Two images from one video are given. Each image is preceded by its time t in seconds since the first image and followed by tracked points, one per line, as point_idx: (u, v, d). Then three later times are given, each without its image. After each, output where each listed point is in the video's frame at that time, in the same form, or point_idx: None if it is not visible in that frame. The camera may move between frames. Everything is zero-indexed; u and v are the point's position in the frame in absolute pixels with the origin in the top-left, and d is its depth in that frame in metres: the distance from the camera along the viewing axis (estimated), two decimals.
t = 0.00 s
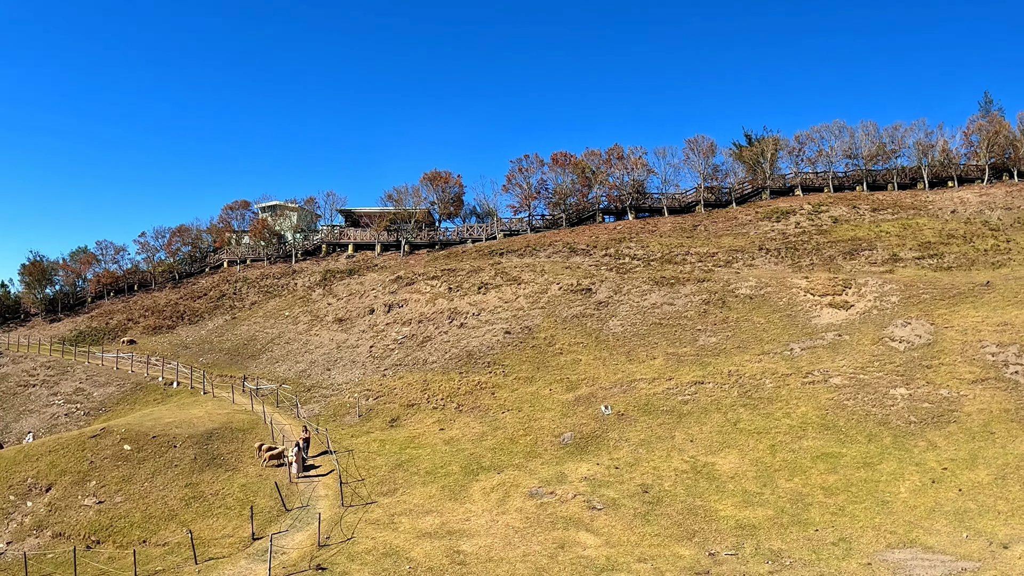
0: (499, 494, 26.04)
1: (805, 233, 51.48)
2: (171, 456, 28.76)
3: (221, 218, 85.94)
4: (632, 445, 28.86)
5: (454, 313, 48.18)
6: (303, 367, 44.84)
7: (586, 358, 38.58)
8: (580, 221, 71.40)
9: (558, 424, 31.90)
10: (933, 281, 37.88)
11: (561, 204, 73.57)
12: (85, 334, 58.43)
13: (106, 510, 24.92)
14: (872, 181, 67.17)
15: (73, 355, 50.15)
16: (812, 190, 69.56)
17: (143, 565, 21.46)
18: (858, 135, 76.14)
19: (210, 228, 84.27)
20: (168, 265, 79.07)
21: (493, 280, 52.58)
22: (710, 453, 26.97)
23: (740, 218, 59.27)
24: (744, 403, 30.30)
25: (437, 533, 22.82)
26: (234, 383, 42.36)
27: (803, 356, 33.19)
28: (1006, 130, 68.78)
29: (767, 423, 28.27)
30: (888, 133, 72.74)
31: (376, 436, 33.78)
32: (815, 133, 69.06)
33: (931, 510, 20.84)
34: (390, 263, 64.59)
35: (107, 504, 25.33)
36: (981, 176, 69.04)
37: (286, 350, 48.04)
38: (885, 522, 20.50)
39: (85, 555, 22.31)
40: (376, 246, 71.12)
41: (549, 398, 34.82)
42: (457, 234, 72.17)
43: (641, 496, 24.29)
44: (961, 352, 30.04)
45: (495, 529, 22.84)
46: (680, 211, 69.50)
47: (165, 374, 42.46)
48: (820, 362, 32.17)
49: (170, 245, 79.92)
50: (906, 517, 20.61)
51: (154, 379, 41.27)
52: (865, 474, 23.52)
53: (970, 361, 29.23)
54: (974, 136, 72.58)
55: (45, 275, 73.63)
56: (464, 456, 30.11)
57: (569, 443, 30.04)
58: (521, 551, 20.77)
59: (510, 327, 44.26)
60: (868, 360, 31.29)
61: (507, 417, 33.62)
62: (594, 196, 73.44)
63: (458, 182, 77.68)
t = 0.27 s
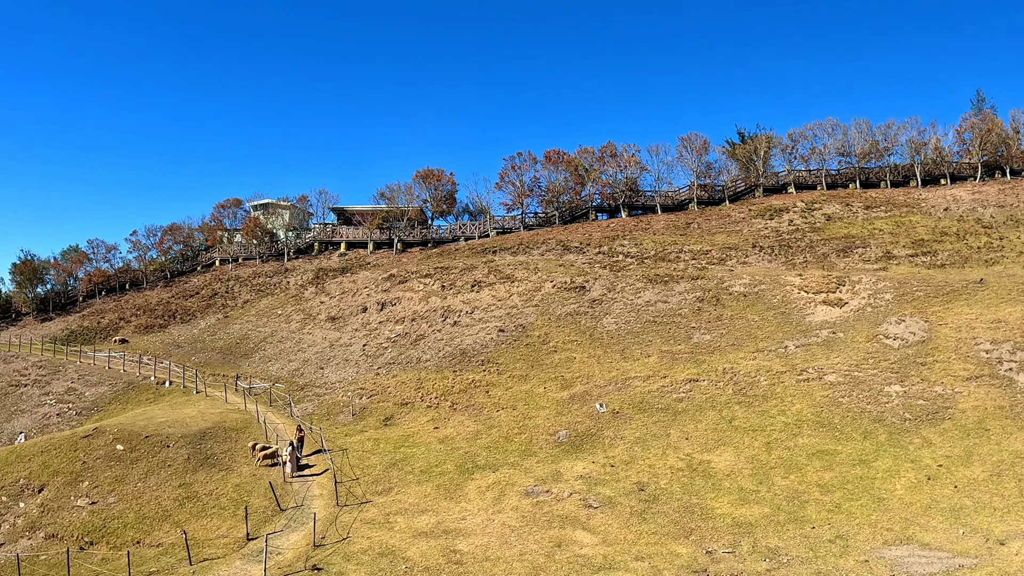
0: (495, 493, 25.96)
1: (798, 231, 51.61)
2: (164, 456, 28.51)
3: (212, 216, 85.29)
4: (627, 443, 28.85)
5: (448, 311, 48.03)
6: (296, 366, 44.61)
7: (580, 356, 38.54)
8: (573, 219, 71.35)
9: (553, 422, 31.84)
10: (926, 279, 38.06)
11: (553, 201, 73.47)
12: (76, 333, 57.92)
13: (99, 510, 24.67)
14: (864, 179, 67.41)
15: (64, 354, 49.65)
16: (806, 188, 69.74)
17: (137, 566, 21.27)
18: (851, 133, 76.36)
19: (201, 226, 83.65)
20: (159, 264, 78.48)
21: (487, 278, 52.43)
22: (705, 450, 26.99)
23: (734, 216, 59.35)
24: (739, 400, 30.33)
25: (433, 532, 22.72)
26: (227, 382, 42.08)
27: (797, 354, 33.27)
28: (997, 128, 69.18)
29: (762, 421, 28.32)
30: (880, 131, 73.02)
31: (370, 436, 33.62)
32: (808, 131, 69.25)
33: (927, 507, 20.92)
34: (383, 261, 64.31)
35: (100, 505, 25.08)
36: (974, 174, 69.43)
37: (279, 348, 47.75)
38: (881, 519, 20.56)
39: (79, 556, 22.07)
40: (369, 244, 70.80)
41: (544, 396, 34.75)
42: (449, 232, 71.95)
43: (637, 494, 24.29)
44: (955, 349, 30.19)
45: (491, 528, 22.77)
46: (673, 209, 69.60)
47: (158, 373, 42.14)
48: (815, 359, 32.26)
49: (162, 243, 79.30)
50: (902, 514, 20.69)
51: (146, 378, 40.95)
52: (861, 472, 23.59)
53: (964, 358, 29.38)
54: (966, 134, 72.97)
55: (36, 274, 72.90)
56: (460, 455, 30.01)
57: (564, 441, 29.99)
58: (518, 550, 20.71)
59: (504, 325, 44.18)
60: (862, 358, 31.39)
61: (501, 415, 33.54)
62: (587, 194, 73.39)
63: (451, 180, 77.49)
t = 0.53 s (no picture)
0: (494, 492, 25.89)
1: (795, 229, 51.73)
2: (161, 456, 28.29)
3: (207, 214, 84.83)
4: (626, 441, 28.83)
5: (445, 309, 47.89)
6: (292, 365, 44.40)
7: (578, 355, 38.49)
8: (570, 217, 71.28)
9: (551, 421, 31.79)
10: (923, 277, 38.18)
11: (550, 200, 73.40)
12: (70, 332, 57.51)
13: (96, 511, 24.44)
14: (860, 177, 67.62)
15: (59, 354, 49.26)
16: (801, 186, 69.92)
17: (135, 567, 21.08)
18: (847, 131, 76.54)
19: (196, 225, 83.17)
20: (154, 262, 77.99)
21: (483, 276, 52.28)
22: (705, 448, 27.00)
23: (730, 214, 59.43)
24: (738, 399, 30.37)
25: (433, 532, 22.63)
26: (222, 381, 41.84)
27: (795, 352, 33.34)
28: (993, 127, 69.49)
29: (761, 419, 28.36)
30: (876, 129, 73.29)
31: (367, 435, 33.49)
32: (804, 129, 69.45)
33: (927, 504, 20.99)
34: (379, 259, 64.09)
35: (96, 505, 24.87)
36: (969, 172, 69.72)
37: (275, 347, 47.50)
38: (881, 516, 20.59)
39: (76, 558, 21.86)
40: (364, 242, 70.53)
41: (542, 395, 34.70)
42: (446, 230, 71.77)
43: (637, 492, 24.28)
44: (952, 347, 30.29)
45: (492, 527, 22.71)
46: (669, 207, 69.69)
47: (153, 372, 41.87)
48: (813, 357, 32.32)
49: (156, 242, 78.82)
50: (902, 511, 20.73)
51: (141, 377, 40.67)
52: (860, 469, 23.64)
53: (961, 356, 29.49)
54: (962, 132, 73.27)
55: (30, 273, 72.16)
56: (458, 454, 29.91)
57: (563, 440, 29.95)
58: (519, 549, 20.65)
59: (501, 323, 44.09)
60: (860, 356, 31.48)
61: (499, 414, 33.46)
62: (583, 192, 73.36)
63: (447, 178, 77.30)
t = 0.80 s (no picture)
0: (497, 491, 25.80)
1: (793, 228, 51.79)
2: (160, 457, 28.10)
3: (203, 214, 84.43)
4: (628, 440, 28.77)
5: (444, 308, 47.75)
6: (290, 365, 44.17)
7: (578, 354, 38.42)
8: (568, 216, 71.19)
9: (553, 420, 31.71)
10: (922, 276, 38.26)
11: (548, 199, 73.30)
12: (66, 333, 57.13)
13: (95, 513, 24.24)
14: (858, 176, 67.76)
15: (55, 354, 48.91)
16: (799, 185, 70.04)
17: (135, 570, 20.89)
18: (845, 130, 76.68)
19: (193, 224, 82.76)
20: (150, 262, 77.56)
21: (482, 276, 52.14)
22: (707, 447, 26.99)
23: (728, 213, 59.46)
24: (739, 397, 30.37)
25: (436, 532, 22.53)
26: (220, 381, 41.61)
27: (795, 350, 33.36)
28: (990, 126, 69.76)
29: (763, 417, 28.36)
30: (874, 128, 73.47)
31: (367, 435, 33.32)
32: (802, 128, 69.58)
33: (930, 502, 21.00)
34: (376, 258, 63.87)
35: (95, 507, 24.65)
36: (966, 171, 69.94)
37: (273, 347, 47.27)
38: (885, 514, 20.59)
39: (75, 560, 21.65)
40: (362, 241, 70.28)
41: (543, 394, 34.62)
42: (443, 229, 71.59)
43: (641, 491, 24.25)
44: (952, 345, 30.35)
45: (495, 527, 22.63)
46: (667, 206, 69.70)
47: (150, 373, 41.59)
48: (813, 356, 32.33)
49: (153, 241, 78.34)
50: (905, 509, 20.73)
51: (139, 378, 40.41)
52: (862, 467, 23.64)
53: (961, 354, 29.55)
54: (959, 131, 73.49)
55: (26, 273, 71.34)
56: (460, 454, 29.79)
57: (565, 439, 29.87)
58: (523, 549, 20.59)
59: (500, 322, 43.97)
60: (861, 354, 31.51)
61: (500, 414, 33.34)
62: (581, 191, 73.32)
63: (445, 177, 77.17)
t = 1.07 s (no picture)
0: (499, 489, 25.74)
1: (792, 226, 51.84)
2: (159, 455, 27.90)
3: (200, 211, 83.94)
4: (630, 438, 28.75)
5: (443, 305, 47.61)
6: (289, 362, 43.97)
7: (578, 351, 38.37)
8: (566, 213, 71.06)
9: (553, 418, 31.65)
10: (921, 274, 38.34)
11: (546, 196, 73.14)
12: (62, 330, 56.74)
13: (94, 511, 24.05)
14: (856, 175, 67.90)
15: (51, 352, 48.55)
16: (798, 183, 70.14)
17: (136, 569, 20.73)
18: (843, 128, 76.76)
19: (189, 222, 82.35)
20: (147, 260, 77.19)
21: (481, 273, 52.03)
22: (709, 445, 26.99)
23: (727, 211, 59.48)
24: (739, 395, 30.38)
25: (439, 530, 22.47)
26: (218, 379, 41.40)
27: (796, 348, 33.38)
28: (987, 125, 69.95)
29: (764, 415, 28.37)
30: (872, 126, 73.57)
31: (367, 432, 33.19)
32: (801, 126, 69.60)
33: (932, 499, 21.04)
34: (374, 256, 63.65)
35: (94, 506, 24.46)
36: (964, 170, 70.14)
37: (271, 344, 47.04)
38: (887, 511, 20.62)
39: (74, 559, 21.48)
40: (360, 238, 70.03)
41: (543, 391, 34.55)
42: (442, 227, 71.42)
43: (643, 488, 24.25)
44: (952, 343, 30.43)
45: (498, 525, 22.59)
46: (666, 204, 69.69)
47: (147, 370, 41.34)
48: (814, 353, 32.38)
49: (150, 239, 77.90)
50: (907, 506, 20.76)
51: (136, 375, 40.17)
52: (864, 465, 23.66)
53: (961, 352, 29.64)
54: (957, 129, 73.66)
55: (22, 270, 70.09)
56: (461, 451, 29.70)
57: (566, 436, 29.82)
58: (527, 547, 20.56)
59: (500, 319, 43.87)
60: (861, 352, 31.55)
61: (501, 411, 33.27)
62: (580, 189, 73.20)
63: (443, 174, 77.03)
